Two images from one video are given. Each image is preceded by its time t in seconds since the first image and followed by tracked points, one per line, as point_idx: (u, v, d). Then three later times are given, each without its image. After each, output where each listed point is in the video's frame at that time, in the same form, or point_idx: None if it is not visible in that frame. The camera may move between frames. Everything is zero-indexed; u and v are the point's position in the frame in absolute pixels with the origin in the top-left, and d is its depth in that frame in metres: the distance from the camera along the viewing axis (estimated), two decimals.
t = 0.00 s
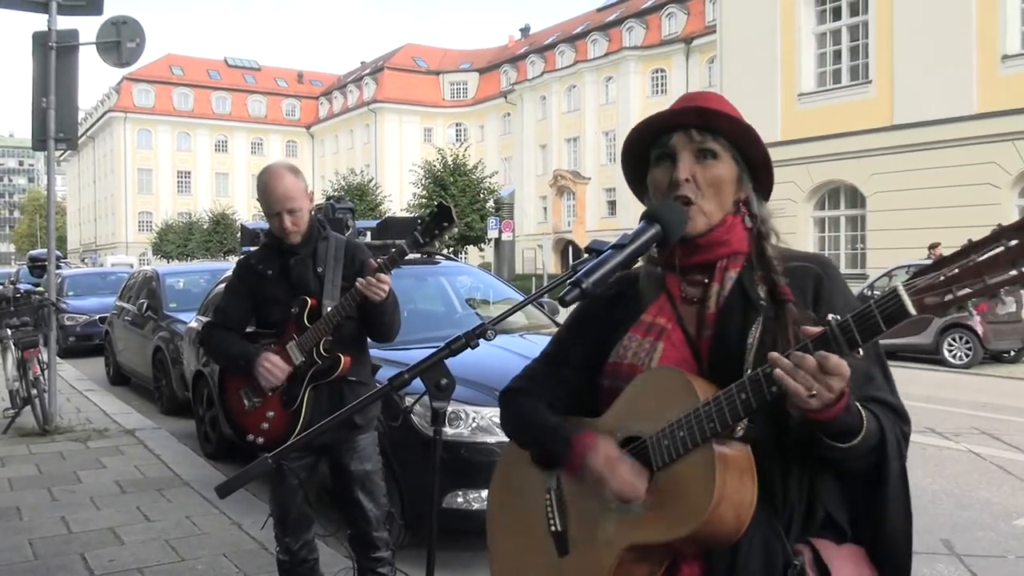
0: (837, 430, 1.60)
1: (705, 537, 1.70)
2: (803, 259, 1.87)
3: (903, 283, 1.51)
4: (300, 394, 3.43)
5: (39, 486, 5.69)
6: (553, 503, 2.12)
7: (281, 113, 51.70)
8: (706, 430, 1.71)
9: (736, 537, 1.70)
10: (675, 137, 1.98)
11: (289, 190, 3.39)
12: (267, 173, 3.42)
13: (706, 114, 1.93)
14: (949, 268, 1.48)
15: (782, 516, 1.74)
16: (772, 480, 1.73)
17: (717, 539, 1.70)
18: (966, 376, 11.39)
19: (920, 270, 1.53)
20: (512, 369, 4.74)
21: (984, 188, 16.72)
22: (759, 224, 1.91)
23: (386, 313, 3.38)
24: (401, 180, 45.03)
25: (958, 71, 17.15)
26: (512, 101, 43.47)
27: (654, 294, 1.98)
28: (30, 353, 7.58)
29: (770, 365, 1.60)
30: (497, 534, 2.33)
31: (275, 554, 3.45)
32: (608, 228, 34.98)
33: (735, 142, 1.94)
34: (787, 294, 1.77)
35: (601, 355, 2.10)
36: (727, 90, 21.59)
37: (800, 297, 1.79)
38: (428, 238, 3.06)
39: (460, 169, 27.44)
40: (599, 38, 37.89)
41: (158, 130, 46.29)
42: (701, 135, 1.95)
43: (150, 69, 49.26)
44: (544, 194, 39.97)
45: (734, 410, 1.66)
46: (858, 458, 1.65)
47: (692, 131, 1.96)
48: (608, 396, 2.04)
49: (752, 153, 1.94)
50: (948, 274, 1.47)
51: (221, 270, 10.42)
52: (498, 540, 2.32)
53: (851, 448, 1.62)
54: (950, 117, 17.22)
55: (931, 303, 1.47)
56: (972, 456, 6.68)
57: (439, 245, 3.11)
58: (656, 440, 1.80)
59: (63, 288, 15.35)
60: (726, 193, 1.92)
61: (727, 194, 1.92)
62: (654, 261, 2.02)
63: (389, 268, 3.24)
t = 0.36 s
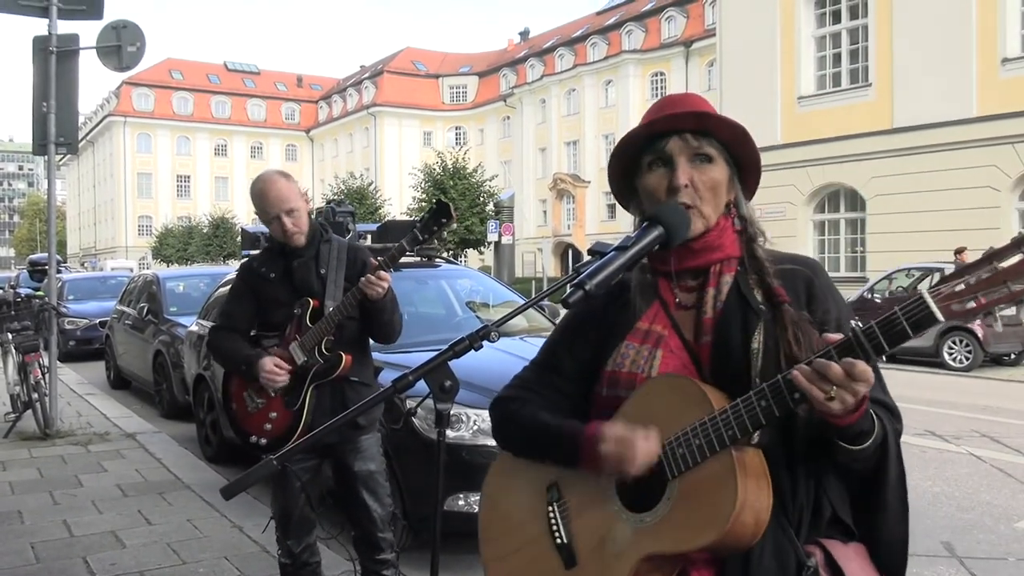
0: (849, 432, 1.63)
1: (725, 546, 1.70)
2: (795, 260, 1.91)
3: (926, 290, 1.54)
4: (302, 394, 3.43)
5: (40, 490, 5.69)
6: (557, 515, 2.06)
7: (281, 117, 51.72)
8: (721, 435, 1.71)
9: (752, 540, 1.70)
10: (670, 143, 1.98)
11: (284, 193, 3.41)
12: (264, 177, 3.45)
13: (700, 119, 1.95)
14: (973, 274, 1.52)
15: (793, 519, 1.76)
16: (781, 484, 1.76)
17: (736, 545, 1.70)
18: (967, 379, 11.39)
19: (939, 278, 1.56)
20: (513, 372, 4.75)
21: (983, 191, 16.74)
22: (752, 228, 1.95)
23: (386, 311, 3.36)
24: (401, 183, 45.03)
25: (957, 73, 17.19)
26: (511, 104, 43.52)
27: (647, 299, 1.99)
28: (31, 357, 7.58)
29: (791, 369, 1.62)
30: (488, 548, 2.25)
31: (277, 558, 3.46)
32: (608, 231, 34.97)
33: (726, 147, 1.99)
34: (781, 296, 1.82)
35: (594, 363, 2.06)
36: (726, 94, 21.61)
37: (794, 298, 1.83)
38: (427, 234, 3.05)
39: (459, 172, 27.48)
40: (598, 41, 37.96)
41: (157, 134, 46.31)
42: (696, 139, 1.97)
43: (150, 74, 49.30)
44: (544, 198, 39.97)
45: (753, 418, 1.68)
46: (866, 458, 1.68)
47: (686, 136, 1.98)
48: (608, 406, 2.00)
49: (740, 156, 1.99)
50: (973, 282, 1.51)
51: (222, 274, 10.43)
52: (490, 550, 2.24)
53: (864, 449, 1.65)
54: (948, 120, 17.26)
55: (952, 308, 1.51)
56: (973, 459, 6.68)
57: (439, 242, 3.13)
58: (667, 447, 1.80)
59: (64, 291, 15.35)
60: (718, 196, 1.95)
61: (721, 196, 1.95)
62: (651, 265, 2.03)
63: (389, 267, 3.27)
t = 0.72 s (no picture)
0: (847, 415, 1.63)
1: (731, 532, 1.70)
2: (794, 248, 1.91)
3: (920, 266, 1.54)
4: (304, 384, 3.44)
5: (42, 480, 5.70)
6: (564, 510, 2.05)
7: (281, 108, 51.63)
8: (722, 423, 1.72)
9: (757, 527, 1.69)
10: (668, 138, 1.98)
11: (283, 180, 3.45)
12: (262, 167, 3.48)
13: (695, 113, 1.95)
14: (965, 248, 1.51)
15: (797, 508, 1.77)
16: (785, 473, 1.76)
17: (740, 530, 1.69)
18: (967, 370, 11.40)
19: (935, 254, 1.56)
20: (515, 364, 4.76)
21: (984, 182, 16.73)
22: (750, 218, 1.95)
23: (386, 301, 3.39)
24: (401, 175, 44.98)
25: (959, 65, 17.14)
26: (512, 95, 43.45)
27: (647, 291, 1.98)
28: (32, 347, 7.58)
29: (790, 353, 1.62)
30: (495, 544, 2.24)
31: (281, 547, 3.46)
32: (609, 223, 34.95)
33: (723, 139, 1.99)
34: (779, 281, 1.82)
35: (593, 357, 2.08)
36: (727, 85, 21.59)
37: (792, 284, 1.84)
38: (424, 223, 3.07)
39: (460, 164, 27.45)
40: (599, 32, 37.84)
41: (157, 125, 46.23)
42: (695, 134, 1.97)
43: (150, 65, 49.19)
44: (544, 189, 39.93)
45: (752, 403, 1.68)
46: (869, 442, 1.69)
47: (683, 129, 1.98)
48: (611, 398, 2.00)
49: (736, 149, 2.00)
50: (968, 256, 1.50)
51: (222, 265, 10.43)
52: (496, 550, 2.23)
53: (866, 431, 1.66)
54: (950, 112, 17.22)
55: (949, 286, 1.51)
56: (972, 450, 6.70)
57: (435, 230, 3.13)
58: (671, 436, 1.80)
59: (64, 283, 15.36)
60: (716, 189, 1.95)
61: (718, 189, 1.95)
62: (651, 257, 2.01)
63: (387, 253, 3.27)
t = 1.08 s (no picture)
0: (843, 423, 1.62)
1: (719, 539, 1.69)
2: (802, 254, 1.89)
3: (903, 274, 1.53)
4: (302, 383, 3.42)
5: (41, 484, 5.70)
6: (564, 516, 2.08)
7: (282, 112, 51.68)
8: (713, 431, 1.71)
9: (746, 537, 1.69)
10: (667, 142, 1.99)
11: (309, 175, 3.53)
12: (286, 166, 3.58)
13: (693, 117, 1.96)
14: (951, 255, 1.49)
15: (793, 518, 1.76)
16: (781, 483, 1.76)
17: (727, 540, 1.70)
18: (968, 376, 11.39)
19: (919, 261, 1.54)
20: (515, 368, 4.76)
21: (984, 189, 16.74)
22: (756, 221, 1.93)
23: (386, 302, 3.40)
24: (401, 179, 45.01)
25: (959, 71, 17.16)
26: (512, 100, 43.50)
27: (654, 300, 1.99)
28: (32, 350, 7.58)
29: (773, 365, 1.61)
30: (503, 546, 2.29)
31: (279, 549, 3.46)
32: (609, 228, 34.97)
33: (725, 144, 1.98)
34: (781, 287, 1.81)
35: (599, 365, 2.11)
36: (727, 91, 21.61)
37: (795, 290, 1.82)
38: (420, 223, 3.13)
39: (460, 168, 27.47)
40: (600, 37, 37.87)
41: (158, 128, 46.28)
42: (695, 137, 1.97)
43: (152, 68, 49.25)
44: (544, 194, 39.97)
45: (743, 409, 1.66)
46: (865, 454, 1.67)
47: (683, 133, 1.98)
48: (614, 403, 2.05)
49: (738, 153, 1.99)
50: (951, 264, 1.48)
51: (222, 269, 10.44)
52: (505, 551, 2.28)
53: (862, 441, 1.64)
54: (950, 117, 17.23)
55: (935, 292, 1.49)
56: (973, 456, 6.69)
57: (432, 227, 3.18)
58: (663, 444, 1.81)
59: (64, 286, 15.36)
60: (718, 194, 1.94)
61: (720, 193, 1.94)
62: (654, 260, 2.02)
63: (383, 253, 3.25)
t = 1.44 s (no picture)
0: (838, 428, 1.57)
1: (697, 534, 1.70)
2: (810, 256, 1.85)
3: (872, 271, 1.50)
4: (335, 381, 3.46)
5: (40, 485, 5.69)
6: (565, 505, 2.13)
7: (283, 113, 51.68)
8: (700, 429, 1.70)
9: (727, 538, 1.69)
10: (669, 143, 2.00)
11: (351, 180, 3.61)
12: (330, 170, 3.66)
13: (692, 117, 1.98)
14: (920, 251, 1.47)
15: (783, 522, 1.74)
16: (772, 485, 1.74)
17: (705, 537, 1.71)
18: (967, 380, 11.41)
19: (890, 258, 1.51)
20: (514, 371, 4.76)
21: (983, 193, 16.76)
22: (765, 222, 1.91)
23: (420, 308, 3.49)
24: (402, 181, 45.05)
25: (958, 76, 17.19)
26: (513, 103, 43.57)
27: (663, 304, 2.00)
28: (32, 350, 7.57)
29: (755, 369, 1.58)
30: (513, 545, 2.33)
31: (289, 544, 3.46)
32: (608, 231, 35.02)
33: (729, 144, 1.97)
34: (785, 287, 1.79)
35: (609, 364, 2.15)
36: (727, 95, 21.65)
37: (801, 291, 1.80)
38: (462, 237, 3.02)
39: (460, 170, 27.47)
40: (600, 40, 37.94)
41: (159, 130, 46.30)
42: (696, 137, 1.98)
43: (153, 69, 49.30)
44: (545, 197, 40.04)
45: (728, 403, 1.64)
46: (868, 459, 1.62)
47: (684, 133, 1.99)
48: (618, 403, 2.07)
49: (744, 154, 1.98)
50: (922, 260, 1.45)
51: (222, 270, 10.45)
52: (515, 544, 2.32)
53: (859, 446, 1.60)
54: (950, 122, 17.24)
55: (907, 286, 1.45)
56: (972, 460, 6.69)
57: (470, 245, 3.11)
58: (654, 438, 1.81)
59: (65, 286, 15.36)
60: (723, 194, 1.93)
61: (726, 194, 1.93)
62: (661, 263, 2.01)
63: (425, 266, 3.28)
